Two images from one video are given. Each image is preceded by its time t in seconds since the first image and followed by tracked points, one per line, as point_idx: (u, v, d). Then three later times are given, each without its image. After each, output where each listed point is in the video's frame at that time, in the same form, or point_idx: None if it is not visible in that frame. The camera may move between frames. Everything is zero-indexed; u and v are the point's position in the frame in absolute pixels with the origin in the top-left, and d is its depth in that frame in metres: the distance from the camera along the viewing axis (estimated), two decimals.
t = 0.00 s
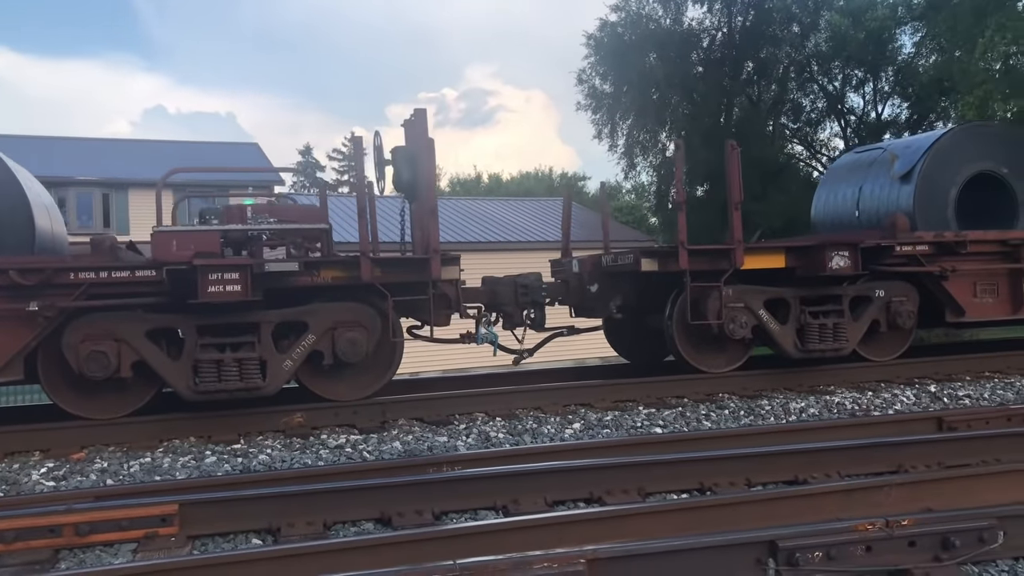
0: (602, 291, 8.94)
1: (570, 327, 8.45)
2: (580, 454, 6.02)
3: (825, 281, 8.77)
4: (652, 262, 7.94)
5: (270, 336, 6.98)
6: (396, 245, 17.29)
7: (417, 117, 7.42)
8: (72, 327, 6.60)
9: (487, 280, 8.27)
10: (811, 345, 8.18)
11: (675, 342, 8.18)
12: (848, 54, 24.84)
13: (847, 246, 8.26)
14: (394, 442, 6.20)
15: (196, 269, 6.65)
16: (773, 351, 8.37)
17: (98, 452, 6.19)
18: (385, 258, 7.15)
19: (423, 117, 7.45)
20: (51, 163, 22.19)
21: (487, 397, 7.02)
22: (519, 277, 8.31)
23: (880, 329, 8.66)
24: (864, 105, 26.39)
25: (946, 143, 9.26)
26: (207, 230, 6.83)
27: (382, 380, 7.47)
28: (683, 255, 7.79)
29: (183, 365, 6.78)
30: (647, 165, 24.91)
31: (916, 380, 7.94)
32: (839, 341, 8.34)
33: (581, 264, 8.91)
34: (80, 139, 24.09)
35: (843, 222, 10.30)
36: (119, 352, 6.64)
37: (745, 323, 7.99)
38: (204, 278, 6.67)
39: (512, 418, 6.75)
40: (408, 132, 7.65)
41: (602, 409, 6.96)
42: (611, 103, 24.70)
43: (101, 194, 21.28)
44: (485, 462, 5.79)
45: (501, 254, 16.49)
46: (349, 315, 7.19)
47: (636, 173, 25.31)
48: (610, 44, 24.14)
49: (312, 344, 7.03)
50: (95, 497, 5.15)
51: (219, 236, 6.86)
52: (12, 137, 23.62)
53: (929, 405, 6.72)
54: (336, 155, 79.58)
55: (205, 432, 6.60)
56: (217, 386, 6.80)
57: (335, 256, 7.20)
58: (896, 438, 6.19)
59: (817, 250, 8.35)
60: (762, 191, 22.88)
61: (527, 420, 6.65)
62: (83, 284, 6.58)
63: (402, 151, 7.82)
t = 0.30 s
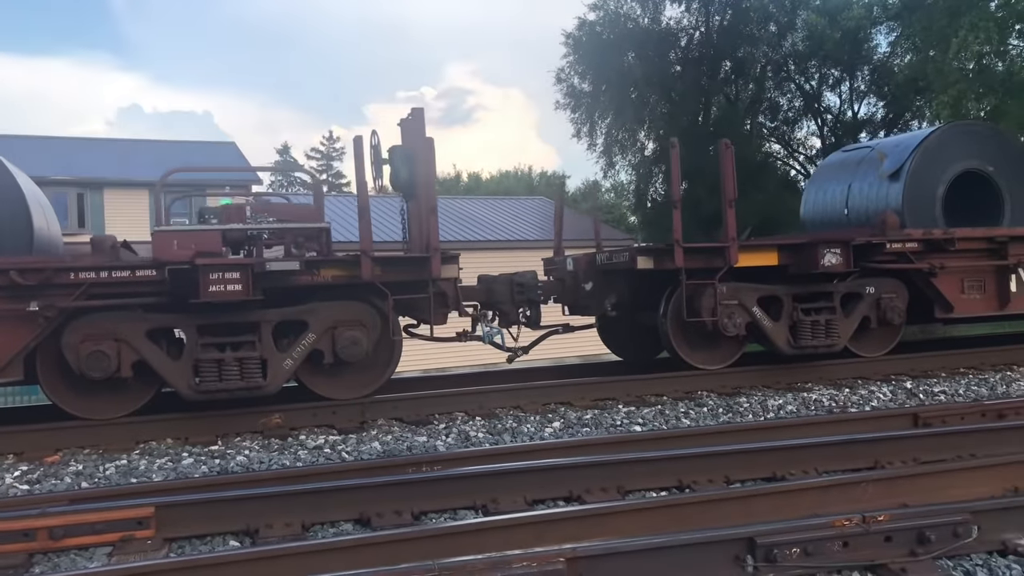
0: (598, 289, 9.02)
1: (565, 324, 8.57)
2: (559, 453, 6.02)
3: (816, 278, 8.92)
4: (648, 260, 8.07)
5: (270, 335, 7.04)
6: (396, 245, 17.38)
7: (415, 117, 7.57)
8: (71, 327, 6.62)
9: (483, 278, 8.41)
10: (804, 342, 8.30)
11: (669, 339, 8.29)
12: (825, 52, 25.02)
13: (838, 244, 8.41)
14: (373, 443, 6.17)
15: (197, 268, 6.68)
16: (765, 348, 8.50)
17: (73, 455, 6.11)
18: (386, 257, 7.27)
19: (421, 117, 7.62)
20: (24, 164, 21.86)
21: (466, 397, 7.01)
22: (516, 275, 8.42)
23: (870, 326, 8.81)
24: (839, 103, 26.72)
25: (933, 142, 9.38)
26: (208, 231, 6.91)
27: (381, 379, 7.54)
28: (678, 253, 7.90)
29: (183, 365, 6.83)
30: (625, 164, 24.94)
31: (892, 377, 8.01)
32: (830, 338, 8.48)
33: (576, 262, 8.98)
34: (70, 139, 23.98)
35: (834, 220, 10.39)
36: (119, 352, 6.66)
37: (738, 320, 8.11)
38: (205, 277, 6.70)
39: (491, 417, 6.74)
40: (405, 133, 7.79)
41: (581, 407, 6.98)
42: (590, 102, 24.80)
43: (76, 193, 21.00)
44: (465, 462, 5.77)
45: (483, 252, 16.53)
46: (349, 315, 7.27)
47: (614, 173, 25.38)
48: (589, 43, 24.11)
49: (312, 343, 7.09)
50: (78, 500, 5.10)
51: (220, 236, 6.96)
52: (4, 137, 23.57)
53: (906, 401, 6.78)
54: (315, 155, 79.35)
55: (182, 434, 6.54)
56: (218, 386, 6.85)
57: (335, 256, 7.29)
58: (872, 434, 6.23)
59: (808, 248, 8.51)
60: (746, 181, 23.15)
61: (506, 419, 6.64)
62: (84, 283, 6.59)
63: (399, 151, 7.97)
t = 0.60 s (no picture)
0: (596, 290, 9.24)
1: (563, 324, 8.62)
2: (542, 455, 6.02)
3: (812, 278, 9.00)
4: (646, 260, 8.22)
5: (275, 335, 7.04)
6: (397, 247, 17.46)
7: (418, 118, 7.65)
8: (75, 328, 6.61)
9: (482, 278, 8.42)
10: (801, 341, 8.38)
11: (666, 337, 8.41)
12: (805, 54, 25.40)
13: (834, 244, 8.50)
14: (355, 445, 6.15)
15: (204, 269, 6.66)
16: (763, 346, 8.57)
17: (51, 458, 6.04)
18: (389, 257, 7.30)
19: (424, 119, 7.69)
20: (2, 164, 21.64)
21: (449, 398, 6.99)
22: (516, 276, 8.44)
23: (865, 325, 8.92)
24: (820, 105, 27.00)
25: (926, 143, 9.48)
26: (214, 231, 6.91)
27: (384, 380, 7.57)
28: (678, 252, 7.93)
29: (188, 366, 6.83)
30: (608, 165, 24.98)
31: (872, 377, 8.07)
32: (826, 337, 8.60)
33: (575, 263, 9.19)
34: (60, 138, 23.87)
35: (827, 222, 10.45)
36: (124, 354, 6.66)
37: (735, 320, 8.16)
38: (211, 278, 6.68)
39: (474, 418, 6.73)
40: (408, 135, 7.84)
41: (563, 408, 6.99)
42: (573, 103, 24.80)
43: (55, 194, 20.79)
44: (447, 464, 5.76)
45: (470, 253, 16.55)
46: (353, 315, 7.31)
47: (597, 174, 25.45)
48: (571, 44, 24.15)
49: (317, 343, 7.11)
50: (62, 503, 5.05)
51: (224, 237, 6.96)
52: None
53: (885, 401, 6.84)
54: (298, 155, 79.04)
55: (162, 436, 6.47)
56: (223, 386, 6.86)
57: (338, 256, 7.32)
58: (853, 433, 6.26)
59: (805, 248, 8.58)
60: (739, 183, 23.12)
61: (489, 420, 6.64)
62: (90, 284, 6.58)
63: (402, 152, 8.03)
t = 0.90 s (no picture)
0: (595, 294, 9.26)
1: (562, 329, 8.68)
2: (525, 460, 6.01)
3: (806, 282, 9.11)
4: (646, 263, 8.27)
5: (279, 339, 7.09)
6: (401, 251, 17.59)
7: (419, 123, 7.65)
8: (79, 333, 6.62)
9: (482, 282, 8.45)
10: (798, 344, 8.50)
11: (665, 341, 8.44)
12: (787, 60, 25.59)
13: (830, 248, 8.56)
14: (337, 451, 6.12)
15: (209, 274, 6.76)
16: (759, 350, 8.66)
17: (29, 466, 5.97)
18: (393, 262, 7.44)
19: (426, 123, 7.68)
20: None
21: (433, 404, 6.98)
22: (515, 280, 8.46)
23: (860, 328, 9.02)
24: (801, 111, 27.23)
25: (917, 149, 9.59)
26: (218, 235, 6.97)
27: (386, 384, 7.62)
28: (677, 256, 8.04)
29: (192, 370, 6.86)
30: (592, 170, 25.10)
31: (853, 380, 8.14)
32: (823, 340, 8.71)
33: (574, 267, 9.20)
34: (56, 144, 23.97)
35: (820, 226, 10.52)
36: (128, 358, 6.68)
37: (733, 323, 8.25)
38: (216, 282, 6.78)
39: (457, 424, 6.72)
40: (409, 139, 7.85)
41: (546, 413, 7.00)
42: (555, 108, 24.81)
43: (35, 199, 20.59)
44: (429, 470, 5.73)
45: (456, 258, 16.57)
46: (357, 319, 7.37)
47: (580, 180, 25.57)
48: (554, 49, 24.22)
49: (321, 347, 7.16)
50: (40, 512, 4.99)
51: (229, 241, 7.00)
52: None
53: (865, 405, 6.88)
54: (281, 160, 78.91)
55: (143, 443, 6.41)
56: (228, 390, 6.91)
57: (342, 261, 7.40)
58: (834, 437, 6.29)
59: (802, 252, 8.61)
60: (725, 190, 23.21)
61: (472, 426, 6.63)
62: (95, 289, 6.66)
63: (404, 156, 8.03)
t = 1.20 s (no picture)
0: (591, 296, 9.29)
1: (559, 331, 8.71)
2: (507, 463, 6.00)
3: (798, 284, 9.22)
4: (643, 266, 8.30)
5: (280, 341, 7.11)
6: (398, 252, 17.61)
7: (421, 127, 7.66)
8: (81, 335, 6.62)
9: (480, 285, 8.47)
10: (791, 345, 8.60)
11: (661, 343, 8.49)
12: (767, 65, 25.75)
13: (822, 251, 8.65)
14: (317, 455, 6.09)
15: (212, 276, 6.79)
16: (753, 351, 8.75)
17: (4, 472, 5.88)
18: (393, 264, 7.46)
19: (427, 127, 7.70)
20: None
21: (415, 407, 6.97)
22: (513, 283, 8.51)
23: (851, 330, 9.15)
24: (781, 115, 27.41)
25: (907, 153, 9.70)
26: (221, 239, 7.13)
27: (386, 385, 7.66)
28: (674, 259, 8.12)
29: (194, 373, 6.88)
30: (574, 174, 25.03)
31: (832, 383, 8.20)
32: (815, 341, 8.76)
33: (571, 269, 9.22)
34: (39, 145, 23.93)
35: (810, 229, 10.59)
36: (130, 361, 6.69)
37: (727, 325, 8.35)
38: (219, 284, 6.82)
39: (439, 428, 6.70)
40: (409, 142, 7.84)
41: (528, 416, 7.00)
42: (537, 112, 24.79)
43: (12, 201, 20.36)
44: (409, 474, 5.71)
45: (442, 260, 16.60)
46: (357, 321, 7.41)
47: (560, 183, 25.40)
48: (536, 52, 24.33)
49: (322, 349, 7.20)
50: (15, 518, 4.91)
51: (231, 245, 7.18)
52: None
53: (844, 406, 6.93)
54: (262, 163, 78.62)
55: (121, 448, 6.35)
56: (229, 393, 6.93)
57: (343, 263, 7.41)
58: (813, 439, 6.32)
59: (794, 255, 8.70)
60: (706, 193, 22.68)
61: (454, 429, 6.62)
62: (97, 292, 6.65)
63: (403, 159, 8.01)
